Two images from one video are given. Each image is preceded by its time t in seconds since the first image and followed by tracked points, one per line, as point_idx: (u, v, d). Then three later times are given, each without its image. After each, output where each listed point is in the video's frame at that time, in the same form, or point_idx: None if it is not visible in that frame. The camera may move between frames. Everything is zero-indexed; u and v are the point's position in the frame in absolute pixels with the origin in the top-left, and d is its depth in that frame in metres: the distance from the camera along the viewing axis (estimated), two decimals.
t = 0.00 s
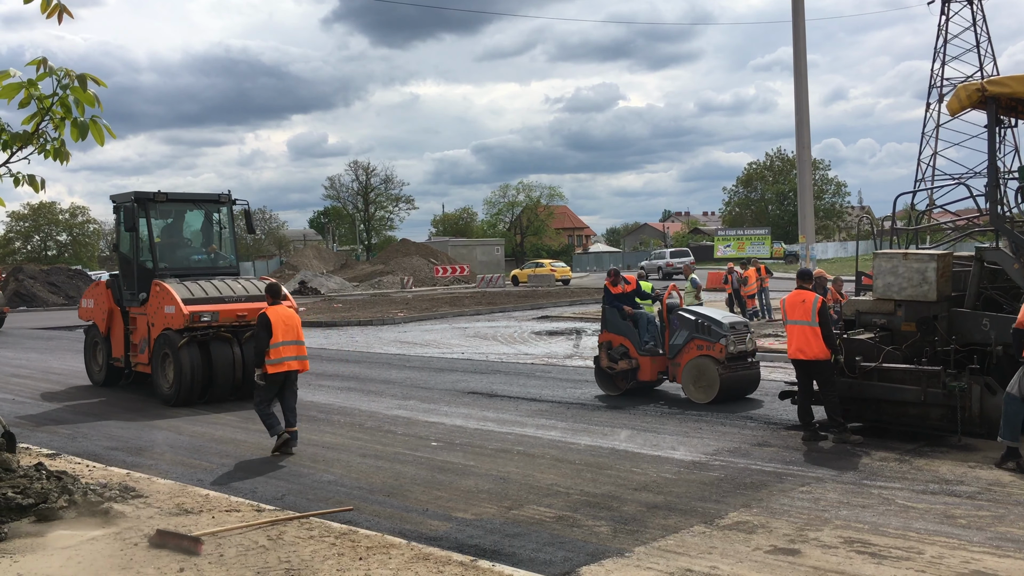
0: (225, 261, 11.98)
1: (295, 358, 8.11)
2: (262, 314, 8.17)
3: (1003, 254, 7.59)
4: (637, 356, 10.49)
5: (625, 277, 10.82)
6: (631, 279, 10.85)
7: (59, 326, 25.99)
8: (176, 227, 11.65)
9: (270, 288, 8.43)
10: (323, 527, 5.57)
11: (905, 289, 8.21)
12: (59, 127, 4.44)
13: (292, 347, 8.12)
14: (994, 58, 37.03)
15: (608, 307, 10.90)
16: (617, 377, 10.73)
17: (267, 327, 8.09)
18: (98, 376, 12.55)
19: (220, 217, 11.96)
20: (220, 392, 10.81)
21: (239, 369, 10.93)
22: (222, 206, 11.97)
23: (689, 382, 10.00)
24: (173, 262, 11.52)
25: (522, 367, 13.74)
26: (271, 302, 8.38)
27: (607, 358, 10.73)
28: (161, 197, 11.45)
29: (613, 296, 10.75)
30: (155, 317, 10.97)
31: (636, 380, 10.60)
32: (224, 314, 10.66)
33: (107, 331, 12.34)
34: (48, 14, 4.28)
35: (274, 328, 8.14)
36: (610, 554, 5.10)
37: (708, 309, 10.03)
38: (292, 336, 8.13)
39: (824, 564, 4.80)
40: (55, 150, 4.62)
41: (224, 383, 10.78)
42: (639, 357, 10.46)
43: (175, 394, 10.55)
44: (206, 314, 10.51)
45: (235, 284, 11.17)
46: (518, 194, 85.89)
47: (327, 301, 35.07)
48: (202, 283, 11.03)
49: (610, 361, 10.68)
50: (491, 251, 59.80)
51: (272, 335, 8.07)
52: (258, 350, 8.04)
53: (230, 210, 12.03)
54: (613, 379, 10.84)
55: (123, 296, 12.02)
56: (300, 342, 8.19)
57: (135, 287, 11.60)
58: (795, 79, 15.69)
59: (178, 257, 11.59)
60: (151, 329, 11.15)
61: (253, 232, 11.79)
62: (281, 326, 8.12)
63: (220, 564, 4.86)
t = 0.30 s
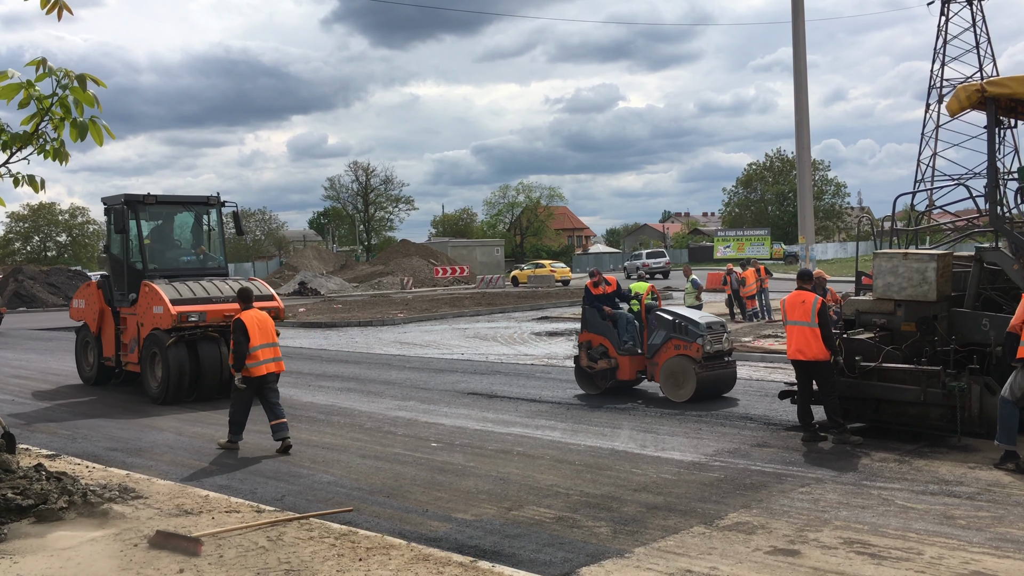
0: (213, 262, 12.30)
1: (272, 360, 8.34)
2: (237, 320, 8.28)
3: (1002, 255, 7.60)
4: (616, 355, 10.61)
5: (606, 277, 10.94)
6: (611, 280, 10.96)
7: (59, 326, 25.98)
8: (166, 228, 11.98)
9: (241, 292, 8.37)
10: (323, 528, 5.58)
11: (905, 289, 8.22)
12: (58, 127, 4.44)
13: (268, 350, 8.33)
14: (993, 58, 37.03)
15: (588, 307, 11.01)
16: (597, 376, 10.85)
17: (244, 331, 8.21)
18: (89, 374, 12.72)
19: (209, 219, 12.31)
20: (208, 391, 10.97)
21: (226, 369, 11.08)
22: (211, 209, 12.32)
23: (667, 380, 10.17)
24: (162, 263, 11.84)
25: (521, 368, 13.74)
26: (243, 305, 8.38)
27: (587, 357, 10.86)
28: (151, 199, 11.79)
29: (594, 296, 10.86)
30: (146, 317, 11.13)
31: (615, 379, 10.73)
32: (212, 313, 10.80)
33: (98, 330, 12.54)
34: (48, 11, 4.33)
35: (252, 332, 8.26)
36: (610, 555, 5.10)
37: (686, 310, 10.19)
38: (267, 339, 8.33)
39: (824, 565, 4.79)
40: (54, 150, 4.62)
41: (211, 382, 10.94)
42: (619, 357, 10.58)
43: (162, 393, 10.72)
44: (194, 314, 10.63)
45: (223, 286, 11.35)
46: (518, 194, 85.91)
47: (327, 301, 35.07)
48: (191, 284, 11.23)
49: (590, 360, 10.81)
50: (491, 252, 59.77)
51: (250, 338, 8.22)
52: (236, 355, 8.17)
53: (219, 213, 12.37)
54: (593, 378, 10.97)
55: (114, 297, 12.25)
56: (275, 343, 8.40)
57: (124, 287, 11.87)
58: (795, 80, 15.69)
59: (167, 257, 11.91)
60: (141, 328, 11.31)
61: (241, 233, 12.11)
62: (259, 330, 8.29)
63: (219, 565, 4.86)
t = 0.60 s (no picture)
0: (201, 263, 12.46)
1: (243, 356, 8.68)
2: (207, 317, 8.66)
3: (1000, 256, 7.61)
4: (593, 355, 10.81)
5: (584, 278, 11.16)
6: (590, 283, 11.21)
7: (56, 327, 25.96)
8: (154, 230, 12.14)
9: (217, 290, 8.74)
10: (322, 529, 5.58)
11: (904, 289, 8.22)
12: (55, 127, 4.44)
13: (239, 346, 8.68)
14: (991, 59, 37.01)
15: (566, 307, 11.22)
16: (574, 376, 11.03)
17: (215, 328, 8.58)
18: (79, 374, 12.86)
19: (198, 221, 12.48)
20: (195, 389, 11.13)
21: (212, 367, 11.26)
22: (199, 211, 12.50)
23: (642, 380, 10.35)
24: (150, 264, 11.99)
25: (520, 369, 13.75)
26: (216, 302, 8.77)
27: (564, 357, 11.04)
28: (139, 202, 11.97)
29: (572, 296, 11.07)
30: (134, 318, 11.28)
31: (591, 379, 10.90)
32: (199, 314, 11.03)
33: (88, 330, 12.67)
34: (45, 15, 4.34)
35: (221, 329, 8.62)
36: (608, 555, 5.10)
37: (662, 310, 10.38)
38: (238, 334, 8.72)
39: (822, 565, 4.80)
40: (52, 150, 4.62)
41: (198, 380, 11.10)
42: (595, 356, 10.78)
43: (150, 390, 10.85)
44: (182, 314, 10.86)
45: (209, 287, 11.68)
46: (517, 195, 85.91)
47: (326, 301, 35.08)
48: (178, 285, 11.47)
49: (567, 360, 11.00)
50: (490, 252, 59.75)
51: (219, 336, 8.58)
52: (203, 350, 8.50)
53: (207, 215, 12.55)
54: (569, 378, 11.12)
55: (103, 298, 12.38)
56: (247, 339, 8.79)
57: (113, 288, 12.01)
58: (794, 80, 15.70)
59: (156, 259, 12.07)
60: (129, 328, 11.45)
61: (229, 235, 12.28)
62: (231, 326, 8.68)
63: (218, 565, 4.86)
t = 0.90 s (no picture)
0: (189, 263, 12.52)
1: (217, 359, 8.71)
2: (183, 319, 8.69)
3: (998, 256, 7.62)
4: (569, 354, 10.96)
5: (560, 278, 11.32)
6: (565, 282, 11.31)
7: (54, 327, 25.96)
8: (143, 231, 12.22)
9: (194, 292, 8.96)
10: (320, 530, 5.57)
11: (902, 288, 8.23)
12: (51, 127, 4.44)
13: (214, 349, 8.71)
14: (989, 60, 37.00)
15: (542, 307, 11.36)
16: (550, 375, 11.17)
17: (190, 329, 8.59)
18: (68, 372, 12.97)
19: (186, 222, 12.54)
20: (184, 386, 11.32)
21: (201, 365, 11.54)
22: (187, 212, 12.54)
23: (618, 379, 10.55)
24: (139, 265, 12.07)
25: (518, 369, 13.75)
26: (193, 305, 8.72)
27: (540, 356, 11.18)
28: (128, 203, 12.06)
29: (548, 296, 11.22)
30: (122, 317, 11.39)
31: (567, 378, 11.07)
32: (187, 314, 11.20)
33: (77, 330, 12.78)
34: (42, 16, 4.34)
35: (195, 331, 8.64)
36: (606, 556, 5.10)
37: (636, 310, 10.59)
38: (213, 338, 8.75)
39: (820, 565, 4.81)
40: (48, 150, 4.62)
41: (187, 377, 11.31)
42: (571, 355, 10.93)
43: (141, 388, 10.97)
44: (169, 314, 11.00)
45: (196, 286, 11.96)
46: (515, 195, 85.90)
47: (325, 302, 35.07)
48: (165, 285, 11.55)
49: (543, 359, 11.14)
50: (488, 253, 59.71)
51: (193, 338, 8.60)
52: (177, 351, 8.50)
53: (195, 216, 12.60)
54: (546, 376, 11.28)
55: (92, 298, 12.50)
56: (222, 343, 8.81)
57: (101, 289, 12.14)
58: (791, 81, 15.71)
59: (144, 259, 12.14)
60: (117, 328, 11.54)
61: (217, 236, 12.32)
62: (207, 329, 8.72)
63: (216, 566, 4.85)
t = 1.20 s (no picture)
0: (176, 263, 12.77)
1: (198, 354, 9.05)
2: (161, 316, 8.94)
3: (996, 256, 7.62)
4: (545, 352, 11.21)
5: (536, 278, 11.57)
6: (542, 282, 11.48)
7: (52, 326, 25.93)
8: (130, 232, 12.42)
9: (171, 290, 9.17)
10: (318, 529, 5.57)
11: (900, 287, 8.23)
12: (49, 126, 4.44)
13: (193, 345, 9.01)
14: (988, 60, 37.01)
15: (519, 307, 11.60)
16: (527, 373, 11.41)
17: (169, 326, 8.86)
18: (57, 371, 13.07)
19: (173, 222, 12.77)
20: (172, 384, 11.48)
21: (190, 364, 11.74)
22: (174, 212, 12.79)
23: (593, 376, 10.80)
24: (127, 264, 12.29)
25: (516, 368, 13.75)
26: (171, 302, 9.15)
27: (517, 354, 11.42)
28: (116, 204, 12.23)
29: (525, 296, 11.46)
30: (111, 316, 11.48)
31: (543, 375, 11.31)
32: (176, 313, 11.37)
33: (66, 328, 12.89)
34: (39, 15, 4.34)
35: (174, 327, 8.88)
36: (604, 555, 5.10)
37: (611, 310, 10.86)
38: (192, 334, 9.02)
39: (818, 564, 4.81)
40: (46, 149, 4.62)
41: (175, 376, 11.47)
42: (547, 354, 11.18)
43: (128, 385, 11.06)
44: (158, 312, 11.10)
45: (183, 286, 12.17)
46: (513, 194, 85.87)
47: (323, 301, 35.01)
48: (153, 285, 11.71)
49: (520, 357, 11.38)
50: (486, 252, 59.65)
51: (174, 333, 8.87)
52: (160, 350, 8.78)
53: (182, 216, 12.85)
54: (522, 374, 11.51)
55: (81, 296, 12.61)
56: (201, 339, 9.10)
57: (90, 288, 12.29)
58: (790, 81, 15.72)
59: (132, 259, 12.36)
60: (106, 326, 11.63)
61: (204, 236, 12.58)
62: (187, 326, 8.99)
63: (215, 565, 4.85)
